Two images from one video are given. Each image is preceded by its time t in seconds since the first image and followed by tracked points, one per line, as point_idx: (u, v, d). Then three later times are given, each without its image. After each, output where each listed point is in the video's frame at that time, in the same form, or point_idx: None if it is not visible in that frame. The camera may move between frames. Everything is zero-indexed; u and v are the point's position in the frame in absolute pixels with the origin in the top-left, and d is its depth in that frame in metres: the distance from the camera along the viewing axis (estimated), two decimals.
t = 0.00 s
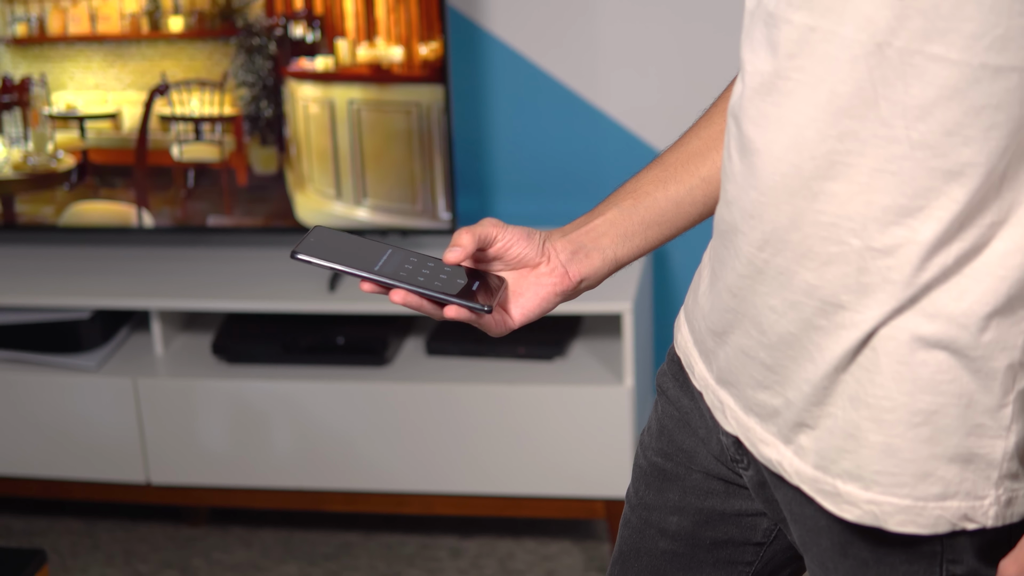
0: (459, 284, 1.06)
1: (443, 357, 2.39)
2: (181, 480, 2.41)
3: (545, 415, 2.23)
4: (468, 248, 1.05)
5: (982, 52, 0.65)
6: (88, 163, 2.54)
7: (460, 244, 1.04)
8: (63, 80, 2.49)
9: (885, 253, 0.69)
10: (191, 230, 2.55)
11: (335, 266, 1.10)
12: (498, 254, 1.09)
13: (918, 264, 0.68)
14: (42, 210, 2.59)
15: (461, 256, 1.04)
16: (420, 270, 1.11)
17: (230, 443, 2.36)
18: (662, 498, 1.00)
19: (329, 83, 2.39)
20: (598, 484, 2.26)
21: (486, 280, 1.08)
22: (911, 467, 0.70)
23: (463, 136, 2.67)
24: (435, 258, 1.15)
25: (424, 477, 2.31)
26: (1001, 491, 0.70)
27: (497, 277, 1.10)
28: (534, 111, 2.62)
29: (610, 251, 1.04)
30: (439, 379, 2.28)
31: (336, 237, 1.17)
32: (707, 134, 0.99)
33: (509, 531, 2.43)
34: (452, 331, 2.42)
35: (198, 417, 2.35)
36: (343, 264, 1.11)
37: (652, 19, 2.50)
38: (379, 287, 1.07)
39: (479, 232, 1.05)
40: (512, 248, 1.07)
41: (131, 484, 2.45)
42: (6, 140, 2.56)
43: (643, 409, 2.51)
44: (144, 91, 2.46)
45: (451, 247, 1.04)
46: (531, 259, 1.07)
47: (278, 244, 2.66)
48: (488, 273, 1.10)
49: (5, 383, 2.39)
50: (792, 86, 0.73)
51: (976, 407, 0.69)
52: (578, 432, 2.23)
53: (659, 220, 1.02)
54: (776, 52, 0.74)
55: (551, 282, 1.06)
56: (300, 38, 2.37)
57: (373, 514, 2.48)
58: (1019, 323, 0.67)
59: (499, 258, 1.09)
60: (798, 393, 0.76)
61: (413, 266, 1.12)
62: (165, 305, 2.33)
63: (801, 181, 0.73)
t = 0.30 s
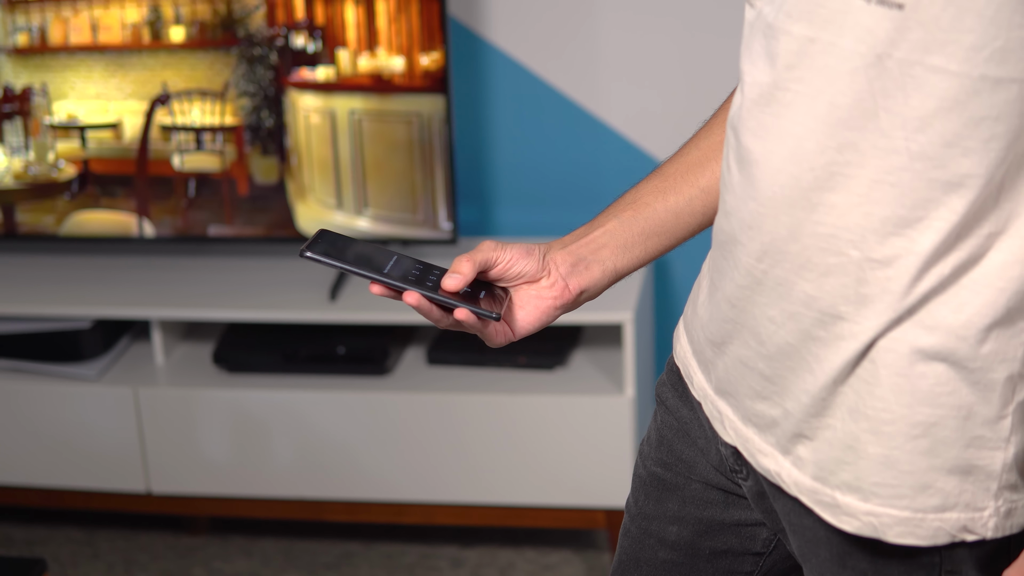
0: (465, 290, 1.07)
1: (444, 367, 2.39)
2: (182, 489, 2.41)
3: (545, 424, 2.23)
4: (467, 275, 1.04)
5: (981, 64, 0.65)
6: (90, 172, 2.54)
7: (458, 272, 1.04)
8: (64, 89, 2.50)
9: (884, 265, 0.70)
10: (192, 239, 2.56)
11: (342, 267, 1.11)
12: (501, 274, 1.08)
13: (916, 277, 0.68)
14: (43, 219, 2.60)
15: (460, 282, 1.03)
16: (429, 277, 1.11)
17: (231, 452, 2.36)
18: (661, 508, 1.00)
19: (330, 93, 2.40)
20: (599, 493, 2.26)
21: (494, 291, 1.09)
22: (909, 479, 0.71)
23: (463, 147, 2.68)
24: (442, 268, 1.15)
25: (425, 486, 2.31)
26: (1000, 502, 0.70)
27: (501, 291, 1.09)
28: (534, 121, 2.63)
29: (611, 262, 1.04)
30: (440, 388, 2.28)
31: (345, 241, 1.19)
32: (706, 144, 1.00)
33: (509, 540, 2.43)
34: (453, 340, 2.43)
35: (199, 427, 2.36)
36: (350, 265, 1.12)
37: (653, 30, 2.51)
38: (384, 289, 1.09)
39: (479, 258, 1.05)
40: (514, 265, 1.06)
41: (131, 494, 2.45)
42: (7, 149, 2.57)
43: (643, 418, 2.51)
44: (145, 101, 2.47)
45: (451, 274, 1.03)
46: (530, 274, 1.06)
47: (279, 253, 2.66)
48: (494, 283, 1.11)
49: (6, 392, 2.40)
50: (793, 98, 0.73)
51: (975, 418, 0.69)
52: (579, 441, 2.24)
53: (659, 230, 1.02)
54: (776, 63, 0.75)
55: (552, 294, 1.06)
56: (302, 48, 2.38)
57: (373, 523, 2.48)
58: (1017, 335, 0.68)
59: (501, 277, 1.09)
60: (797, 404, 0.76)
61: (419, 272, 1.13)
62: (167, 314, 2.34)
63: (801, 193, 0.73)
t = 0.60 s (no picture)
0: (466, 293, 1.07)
1: (444, 370, 2.39)
2: (182, 491, 2.40)
3: (545, 428, 2.23)
4: (467, 277, 1.03)
5: (981, 68, 0.65)
6: (90, 175, 2.54)
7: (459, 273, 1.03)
8: (64, 92, 2.50)
9: (886, 267, 0.70)
10: (192, 242, 2.56)
11: (342, 269, 1.12)
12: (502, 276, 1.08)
13: (919, 278, 0.68)
14: (43, 222, 2.60)
15: (461, 284, 1.02)
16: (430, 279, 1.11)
17: (231, 456, 2.36)
18: (667, 509, 1.00)
19: (329, 96, 2.40)
20: (599, 497, 2.26)
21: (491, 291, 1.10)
22: (915, 480, 0.70)
23: (464, 150, 2.67)
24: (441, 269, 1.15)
25: (425, 489, 2.31)
26: (1007, 503, 0.70)
27: (502, 293, 1.10)
28: (534, 124, 2.63)
29: (611, 264, 1.04)
30: (440, 392, 2.28)
31: (346, 244, 1.19)
32: (708, 144, 1.00)
33: (509, 544, 2.43)
34: (453, 344, 2.43)
35: (199, 430, 2.35)
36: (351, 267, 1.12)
37: (653, 34, 2.51)
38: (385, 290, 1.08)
39: (480, 260, 1.05)
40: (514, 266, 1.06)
41: (131, 497, 2.44)
42: (6, 152, 2.57)
43: (643, 422, 2.51)
44: (145, 104, 2.47)
45: (451, 276, 1.03)
46: (530, 276, 1.07)
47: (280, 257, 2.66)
48: (493, 283, 1.12)
49: (5, 395, 2.39)
50: (797, 102, 0.73)
51: (978, 420, 0.69)
52: (579, 444, 2.23)
53: (660, 231, 1.02)
54: (779, 68, 0.75)
55: (552, 295, 1.07)
56: (302, 52, 2.38)
57: (373, 527, 2.48)
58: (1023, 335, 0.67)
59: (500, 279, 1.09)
60: (799, 407, 0.76)
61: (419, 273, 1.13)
62: (166, 318, 2.33)
63: (802, 197, 0.73)
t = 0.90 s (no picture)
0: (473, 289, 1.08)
1: (444, 370, 2.39)
2: (182, 491, 2.41)
3: (545, 428, 2.23)
4: (475, 269, 1.04)
5: (983, 72, 0.65)
6: (89, 175, 2.54)
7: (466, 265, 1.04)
8: (64, 92, 2.50)
9: (891, 268, 0.70)
10: (192, 242, 2.56)
11: (347, 264, 1.13)
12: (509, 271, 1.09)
13: (925, 278, 0.68)
14: (43, 222, 2.60)
15: (468, 276, 1.03)
16: (434, 275, 1.12)
17: (230, 456, 2.36)
18: (677, 505, 1.00)
19: (330, 95, 2.40)
20: (598, 498, 2.26)
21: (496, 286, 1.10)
22: (923, 480, 0.70)
23: (466, 149, 2.68)
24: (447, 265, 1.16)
25: (425, 489, 2.31)
26: (1015, 500, 0.70)
27: (508, 287, 1.11)
28: (535, 122, 2.63)
29: (618, 259, 1.04)
30: (439, 392, 2.28)
31: (350, 241, 1.20)
32: (715, 141, 1.00)
33: (509, 544, 2.43)
34: (453, 344, 2.43)
35: (198, 430, 2.35)
36: (356, 261, 1.13)
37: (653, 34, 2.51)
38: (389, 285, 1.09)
39: (487, 253, 1.05)
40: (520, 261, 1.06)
41: (131, 497, 2.45)
42: (7, 152, 2.57)
43: (643, 422, 2.51)
44: (145, 104, 2.47)
45: (459, 268, 1.03)
46: (536, 271, 1.06)
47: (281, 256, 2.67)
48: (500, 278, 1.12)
49: (5, 395, 2.39)
50: (803, 104, 0.74)
51: (985, 418, 0.68)
52: (579, 444, 2.23)
53: (667, 227, 1.02)
54: (787, 70, 0.75)
55: (558, 291, 1.07)
56: (303, 52, 2.38)
57: (373, 527, 2.48)
58: None
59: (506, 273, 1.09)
60: (805, 406, 0.77)
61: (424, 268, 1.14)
62: (165, 318, 2.34)
63: (808, 198, 0.74)
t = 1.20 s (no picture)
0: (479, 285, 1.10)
1: (444, 370, 2.40)
2: (183, 489, 2.41)
3: (545, 428, 2.24)
4: (478, 254, 1.09)
5: (982, 75, 0.65)
6: (92, 175, 2.55)
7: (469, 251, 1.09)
8: (66, 93, 2.51)
9: (889, 270, 0.71)
10: (194, 242, 2.56)
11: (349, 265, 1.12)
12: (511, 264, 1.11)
13: (924, 280, 0.69)
14: (45, 222, 2.61)
15: (472, 261, 1.08)
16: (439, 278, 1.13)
17: (231, 455, 2.37)
18: (679, 505, 1.01)
19: (331, 96, 2.41)
20: (597, 497, 2.27)
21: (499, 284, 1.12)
22: (921, 481, 0.71)
23: (468, 148, 2.68)
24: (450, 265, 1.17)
25: (425, 488, 2.32)
26: (1015, 501, 0.71)
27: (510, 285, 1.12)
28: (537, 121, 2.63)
29: (624, 259, 1.05)
30: (440, 391, 2.29)
31: (351, 243, 1.20)
32: (720, 143, 0.98)
33: (509, 542, 2.44)
34: (453, 344, 2.44)
35: (200, 430, 2.36)
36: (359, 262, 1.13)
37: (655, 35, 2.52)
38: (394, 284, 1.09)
39: (489, 237, 1.09)
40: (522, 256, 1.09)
41: (133, 495, 2.46)
42: (9, 152, 2.58)
43: (643, 421, 2.52)
44: (146, 104, 2.48)
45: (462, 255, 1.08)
46: (540, 267, 1.09)
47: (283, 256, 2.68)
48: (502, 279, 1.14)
49: (7, 394, 2.40)
50: (805, 106, 0.75)
51: (984, 420, 0.69)
52: (578, 444, 2.24)
53: (672, 228, 1.02)
54: (790, 71, 0.76)
55: (563, 289, 1.09)
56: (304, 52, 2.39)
57: (373, 525, 2.49)
58: None
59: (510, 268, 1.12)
60: (804, 407, 0.77)
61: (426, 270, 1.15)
62: (167, 317, 2.35)
63: (808, 199, 0.75)
